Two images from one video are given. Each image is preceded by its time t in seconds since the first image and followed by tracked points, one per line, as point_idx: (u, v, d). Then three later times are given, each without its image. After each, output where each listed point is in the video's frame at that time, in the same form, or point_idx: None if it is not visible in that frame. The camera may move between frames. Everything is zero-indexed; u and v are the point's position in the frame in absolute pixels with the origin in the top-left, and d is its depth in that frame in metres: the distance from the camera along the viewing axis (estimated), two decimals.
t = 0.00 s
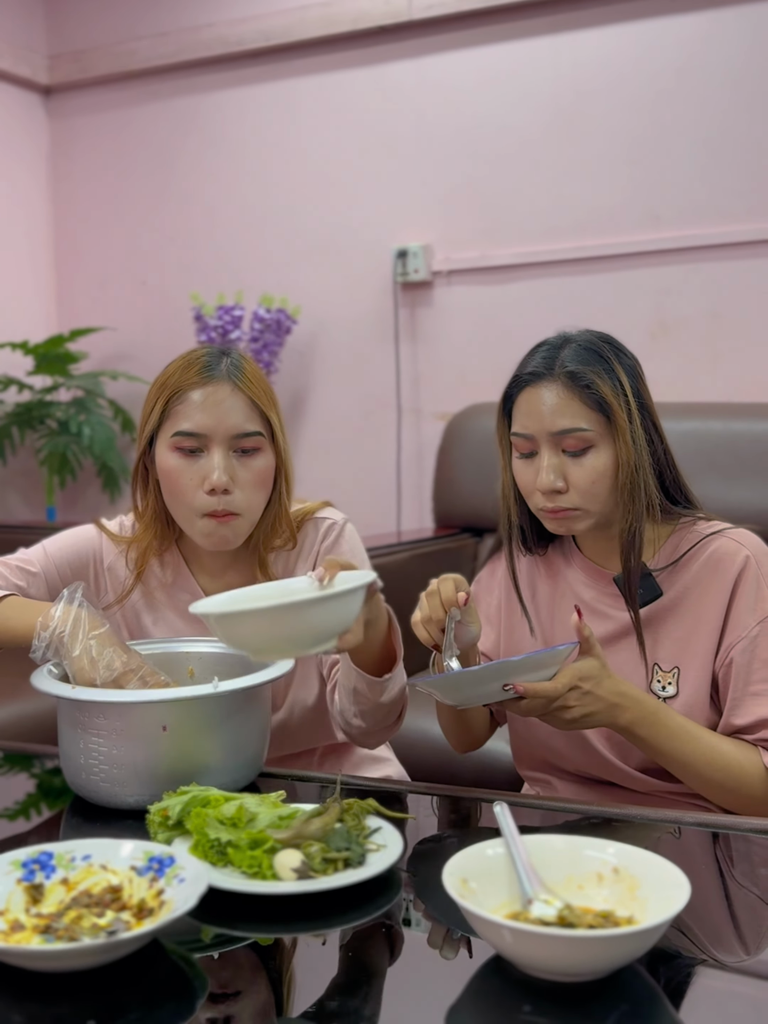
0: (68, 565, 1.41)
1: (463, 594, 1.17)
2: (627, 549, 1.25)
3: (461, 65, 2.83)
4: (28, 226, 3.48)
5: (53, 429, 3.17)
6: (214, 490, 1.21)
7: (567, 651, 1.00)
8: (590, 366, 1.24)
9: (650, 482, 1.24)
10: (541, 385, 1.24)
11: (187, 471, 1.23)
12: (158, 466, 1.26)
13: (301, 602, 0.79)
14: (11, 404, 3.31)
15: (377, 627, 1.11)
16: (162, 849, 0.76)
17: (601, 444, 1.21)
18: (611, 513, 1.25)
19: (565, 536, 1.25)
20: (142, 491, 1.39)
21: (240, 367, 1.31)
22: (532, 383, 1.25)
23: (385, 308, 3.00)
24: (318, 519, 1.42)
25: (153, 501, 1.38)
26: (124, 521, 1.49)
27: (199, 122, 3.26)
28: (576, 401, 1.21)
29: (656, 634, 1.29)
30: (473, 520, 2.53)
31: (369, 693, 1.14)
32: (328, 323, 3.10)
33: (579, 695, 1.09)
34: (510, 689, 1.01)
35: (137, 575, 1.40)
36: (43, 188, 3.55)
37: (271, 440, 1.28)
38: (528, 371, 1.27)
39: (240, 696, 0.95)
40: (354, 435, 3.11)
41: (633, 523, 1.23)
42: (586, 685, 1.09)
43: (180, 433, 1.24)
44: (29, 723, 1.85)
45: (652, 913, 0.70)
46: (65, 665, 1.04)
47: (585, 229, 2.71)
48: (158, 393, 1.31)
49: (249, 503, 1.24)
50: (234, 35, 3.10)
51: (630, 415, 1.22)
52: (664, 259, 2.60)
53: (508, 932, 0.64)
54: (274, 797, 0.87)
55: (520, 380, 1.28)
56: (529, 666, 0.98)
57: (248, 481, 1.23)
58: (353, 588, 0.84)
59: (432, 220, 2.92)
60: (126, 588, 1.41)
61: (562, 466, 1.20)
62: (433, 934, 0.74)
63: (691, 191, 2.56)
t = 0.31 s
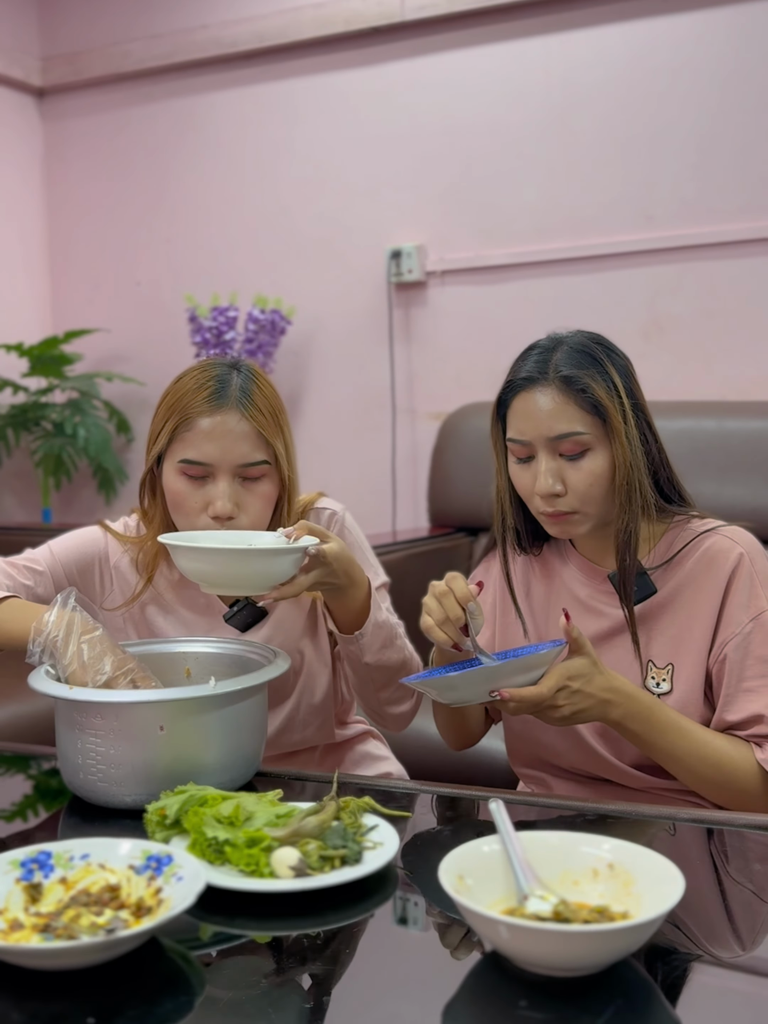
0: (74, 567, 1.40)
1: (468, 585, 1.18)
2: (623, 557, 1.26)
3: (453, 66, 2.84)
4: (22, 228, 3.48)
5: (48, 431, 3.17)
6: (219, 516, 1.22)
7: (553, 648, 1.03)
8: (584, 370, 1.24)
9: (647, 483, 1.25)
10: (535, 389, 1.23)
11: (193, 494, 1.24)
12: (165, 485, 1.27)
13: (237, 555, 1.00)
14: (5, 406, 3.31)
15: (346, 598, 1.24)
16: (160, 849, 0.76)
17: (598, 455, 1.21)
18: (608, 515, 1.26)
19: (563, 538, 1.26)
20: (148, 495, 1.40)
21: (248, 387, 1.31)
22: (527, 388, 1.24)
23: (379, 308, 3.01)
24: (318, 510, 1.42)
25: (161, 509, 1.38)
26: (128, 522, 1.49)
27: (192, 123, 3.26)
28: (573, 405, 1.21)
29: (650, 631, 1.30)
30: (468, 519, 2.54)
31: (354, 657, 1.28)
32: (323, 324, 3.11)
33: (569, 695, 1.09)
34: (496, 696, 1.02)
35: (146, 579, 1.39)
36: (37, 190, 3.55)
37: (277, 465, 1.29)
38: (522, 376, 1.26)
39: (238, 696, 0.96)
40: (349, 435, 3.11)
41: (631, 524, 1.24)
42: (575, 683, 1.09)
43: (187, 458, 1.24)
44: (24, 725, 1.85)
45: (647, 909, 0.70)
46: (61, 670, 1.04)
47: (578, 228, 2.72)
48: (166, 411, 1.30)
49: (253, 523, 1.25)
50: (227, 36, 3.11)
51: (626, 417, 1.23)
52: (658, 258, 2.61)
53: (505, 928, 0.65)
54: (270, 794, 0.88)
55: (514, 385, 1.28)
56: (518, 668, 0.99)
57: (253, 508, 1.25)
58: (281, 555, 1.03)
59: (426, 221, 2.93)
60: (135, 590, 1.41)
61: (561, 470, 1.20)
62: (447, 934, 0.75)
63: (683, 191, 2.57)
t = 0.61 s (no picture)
0: (84, 565, 1.40)
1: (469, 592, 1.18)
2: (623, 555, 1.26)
3: (450, 68, 2.84)
4: (19, 231, 3.48)
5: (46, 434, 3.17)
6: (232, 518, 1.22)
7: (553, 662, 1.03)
8: (581, 375, 1.24)
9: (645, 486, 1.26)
10: (534, 395, 1.24)
11: (205, 495, 1.24)
12: (179, 487, 1.27)
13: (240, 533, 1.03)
14: (4, 409, 3.31)
15: (349, 592, 1.24)
16: (162, 851, 0.77)
17: (597, 461, 1.22)
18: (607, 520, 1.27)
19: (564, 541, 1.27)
20: (160, 494, 1.40)
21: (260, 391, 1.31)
22: (524, 394, 1.25)
23: (376, 310, 3.01)
24: (327, 511, 1.42)
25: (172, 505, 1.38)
26: (137, 524, 1.49)
27: (189, 125, 3.27)
28: (571, 411, 1.21)
29: (649, 629, 1.30)
30: (466, 520, 2.54)
31: (357, 649, 1.28)
32: (320, 326, 3.11)
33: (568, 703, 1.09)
34: (496, 719, 1.02)
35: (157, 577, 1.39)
36: (34, 193, 3.55)
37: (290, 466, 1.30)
38: (520, 382, 1.26)
39: (237, 697, 0.96)
40: (347, 436, 3.11)
41: (630, 526, 1.24)
42: (575, 692, 1.08)
43: (201, 461, 1.24)
44: (24, 727, 1.86)
45: (646, 908, 0.71)
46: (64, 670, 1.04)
47: (575, 229, 2.72)
48: (180, 414, 1.31)
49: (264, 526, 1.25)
50: (223, 39, 3.11)
51: (623, 421, 1.23)
52: (654, 259, 2.62)
53: (505, 927, 0.65)
54: (271, 796, 0.88)
55: (513, 391, 1.28)
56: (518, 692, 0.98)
57: (264, 509, 1.25)
58: (281, 533, 1.05)
59: (423, 223, 2.93)
60: (145, 588, 1.41)
61: (561, 475, 1.21)
62: (452, 933, 0.75)
63: (680, 192, 2.58)
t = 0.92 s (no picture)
0: (90, 568, 1.40)
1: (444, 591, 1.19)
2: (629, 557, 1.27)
3: (448, 72, 2.85)
4: (18, 234, 3.49)
5: (46, 437, 3.18)
6: (215, 498, 1.23)
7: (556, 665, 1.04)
8: (582, 383, 1.24)
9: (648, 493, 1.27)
10: (535, 403, 1.24)
11: (194, 476, 1.25)
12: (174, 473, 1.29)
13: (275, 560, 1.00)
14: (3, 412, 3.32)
15: (368, 611, 1.23)
16: (165, 854, 0.77)
17: (603, 469, 1.22)
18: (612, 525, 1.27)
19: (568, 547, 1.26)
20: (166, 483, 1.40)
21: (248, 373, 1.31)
22: (527, 403, 1.25)
23: (375, 313, 3.02)
24: (342, 519, 1.43)
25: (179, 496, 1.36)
26: (146, 525, 1.49)
27: (188, 128, 3.27)
28: (575, 418, 1.21)
29: (650, 630, 1.31)
30: (466, 523, 2.55)
31: (375, 665, 1.29)
32: (319, 328, 3.12)
33: (573, 706, 1.09)
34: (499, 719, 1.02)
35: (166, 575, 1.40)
36: (33, 197, 3.55)
37: (275, 447, 1.28)
38: (522, 391, 1.26)
39: (240, 699, 0.96)
40: (346, 438, 3.12)
41: (634, 531, 1.25)
42: (579, 695, 1.08)
43: (187, 441, 1.25)
44: (25, 730, 1.86)
45: (647, 910, 0.71)
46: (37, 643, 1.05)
47: (574, 232, 2.73)
48: (176, 404, 1.32)
49: (251, 507, 1.25)
50: (222, 42, 3.12)
51: (626, 429, 1.24)
52: (652, 262, 2.63)
53: (507, 929, 0.65)
54: (274, 799, 0.88)
55: (515, 400, 1.28)
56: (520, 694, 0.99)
57: (250, 488, 1.25)
58: (314, 556, 1.03)
59: (422, 226, 2.94)
60: (153, 588, 1.41)
61: (565, 481, 1.21)
62: (453, 934, 0.76)
63: (678, 196, 2.58)
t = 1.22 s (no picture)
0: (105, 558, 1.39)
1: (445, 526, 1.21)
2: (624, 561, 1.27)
3: (447, 75, 2.85)
4: (18, 237, 3.49)
5: (46, 440, 3.19)
6: (232, 480, 1.23)
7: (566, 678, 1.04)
8: (568, 391, 1.25)
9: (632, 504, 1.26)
10: (523, 409, 1.25)
11: (207, 463, 1.25)
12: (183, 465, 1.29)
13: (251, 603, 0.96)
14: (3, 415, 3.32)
15: (354, 647, 1.20)
16: (167, 857, 0.77)
17: (584, 478, 1.22)
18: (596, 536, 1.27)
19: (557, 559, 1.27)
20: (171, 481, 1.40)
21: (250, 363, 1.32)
22: (514, 410, 1.26)
23: (374, 317, 3.02)
24: (353, 531, 1.43)
25: (186, 493, 1.38)
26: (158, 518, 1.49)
27: (188, 132, 3.27)
28: (557, 427, 1.22)
29: (652, 636, 1.31)
30: (464, 525, 2.55)
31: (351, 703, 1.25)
32: (319, 331, 3.12)
33: (581, 715, 1.08)
34: (505, 727, 1.03)
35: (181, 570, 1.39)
36: (33, 200, 3.56)
37: (286, 429, 1.29)
38: (510, 397, 1.28)
39: (242, 701, 0.96)
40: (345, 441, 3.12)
41: (621, 540, 1.25)
42: (588, 706, 1.08)
43: (199, 430, 1.26)
44: (25, 733, 1.86)
45: (647, 912, 0.71)
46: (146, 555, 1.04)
47: (573, 235, 2.73)
48: (180, 400, 1.33)
49: (269, 490, 1.26)
50: (222, 46, 3.12)
51: (611, 440, 1.24)
52: (651, 265, 2.63)
53: (508, 932, 0.66)
54: (275, 802, 0.88)
55: (503, 408, 1.29)
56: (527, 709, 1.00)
57: (266, 470, 1.25)
58: (299, 595, 1.00)
59: (421, 229, 2.94)
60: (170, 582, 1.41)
61: (547, 489, 1.22)
62: (453, 936, 0.76)
63: (676, 199, 2.59)
